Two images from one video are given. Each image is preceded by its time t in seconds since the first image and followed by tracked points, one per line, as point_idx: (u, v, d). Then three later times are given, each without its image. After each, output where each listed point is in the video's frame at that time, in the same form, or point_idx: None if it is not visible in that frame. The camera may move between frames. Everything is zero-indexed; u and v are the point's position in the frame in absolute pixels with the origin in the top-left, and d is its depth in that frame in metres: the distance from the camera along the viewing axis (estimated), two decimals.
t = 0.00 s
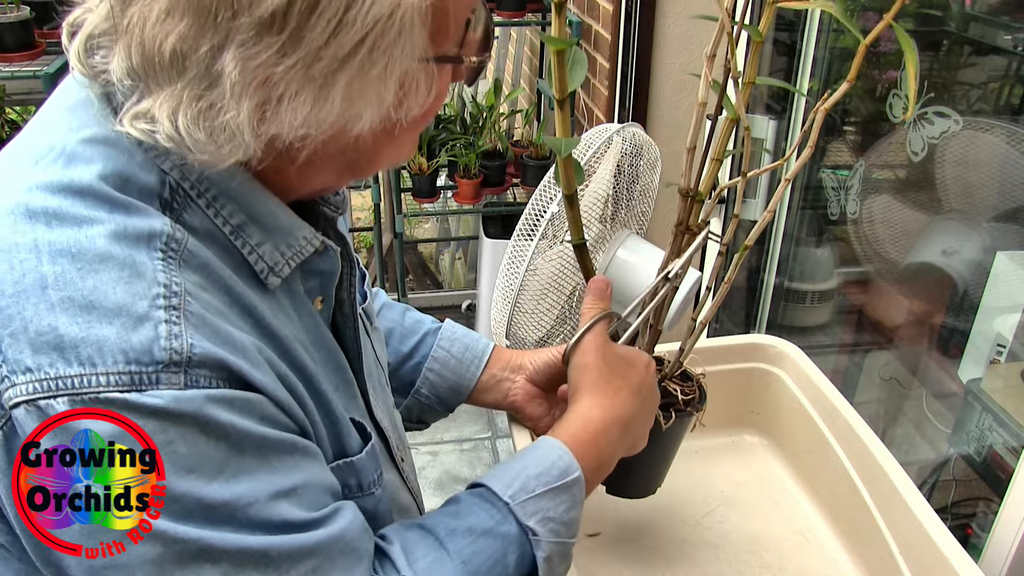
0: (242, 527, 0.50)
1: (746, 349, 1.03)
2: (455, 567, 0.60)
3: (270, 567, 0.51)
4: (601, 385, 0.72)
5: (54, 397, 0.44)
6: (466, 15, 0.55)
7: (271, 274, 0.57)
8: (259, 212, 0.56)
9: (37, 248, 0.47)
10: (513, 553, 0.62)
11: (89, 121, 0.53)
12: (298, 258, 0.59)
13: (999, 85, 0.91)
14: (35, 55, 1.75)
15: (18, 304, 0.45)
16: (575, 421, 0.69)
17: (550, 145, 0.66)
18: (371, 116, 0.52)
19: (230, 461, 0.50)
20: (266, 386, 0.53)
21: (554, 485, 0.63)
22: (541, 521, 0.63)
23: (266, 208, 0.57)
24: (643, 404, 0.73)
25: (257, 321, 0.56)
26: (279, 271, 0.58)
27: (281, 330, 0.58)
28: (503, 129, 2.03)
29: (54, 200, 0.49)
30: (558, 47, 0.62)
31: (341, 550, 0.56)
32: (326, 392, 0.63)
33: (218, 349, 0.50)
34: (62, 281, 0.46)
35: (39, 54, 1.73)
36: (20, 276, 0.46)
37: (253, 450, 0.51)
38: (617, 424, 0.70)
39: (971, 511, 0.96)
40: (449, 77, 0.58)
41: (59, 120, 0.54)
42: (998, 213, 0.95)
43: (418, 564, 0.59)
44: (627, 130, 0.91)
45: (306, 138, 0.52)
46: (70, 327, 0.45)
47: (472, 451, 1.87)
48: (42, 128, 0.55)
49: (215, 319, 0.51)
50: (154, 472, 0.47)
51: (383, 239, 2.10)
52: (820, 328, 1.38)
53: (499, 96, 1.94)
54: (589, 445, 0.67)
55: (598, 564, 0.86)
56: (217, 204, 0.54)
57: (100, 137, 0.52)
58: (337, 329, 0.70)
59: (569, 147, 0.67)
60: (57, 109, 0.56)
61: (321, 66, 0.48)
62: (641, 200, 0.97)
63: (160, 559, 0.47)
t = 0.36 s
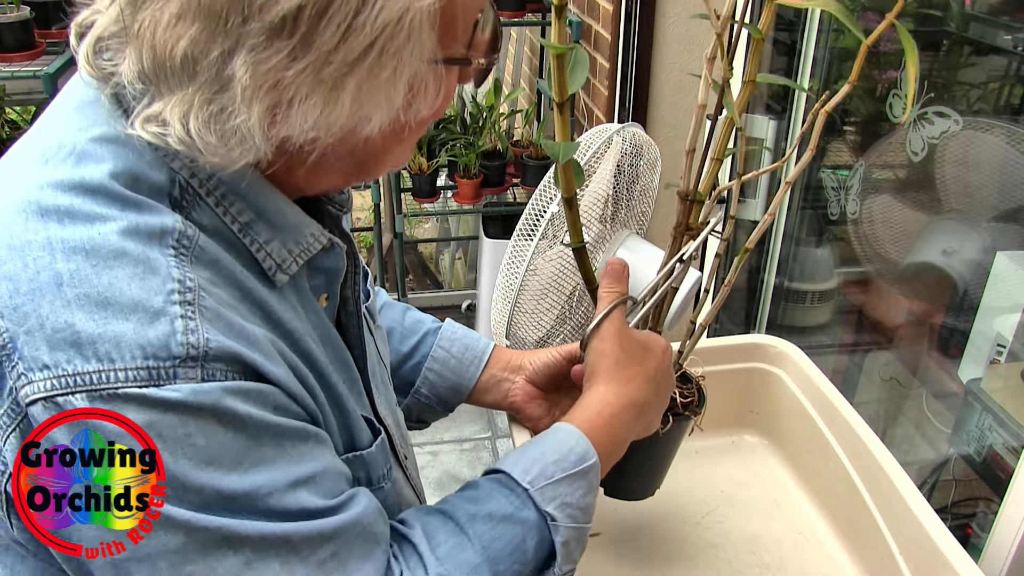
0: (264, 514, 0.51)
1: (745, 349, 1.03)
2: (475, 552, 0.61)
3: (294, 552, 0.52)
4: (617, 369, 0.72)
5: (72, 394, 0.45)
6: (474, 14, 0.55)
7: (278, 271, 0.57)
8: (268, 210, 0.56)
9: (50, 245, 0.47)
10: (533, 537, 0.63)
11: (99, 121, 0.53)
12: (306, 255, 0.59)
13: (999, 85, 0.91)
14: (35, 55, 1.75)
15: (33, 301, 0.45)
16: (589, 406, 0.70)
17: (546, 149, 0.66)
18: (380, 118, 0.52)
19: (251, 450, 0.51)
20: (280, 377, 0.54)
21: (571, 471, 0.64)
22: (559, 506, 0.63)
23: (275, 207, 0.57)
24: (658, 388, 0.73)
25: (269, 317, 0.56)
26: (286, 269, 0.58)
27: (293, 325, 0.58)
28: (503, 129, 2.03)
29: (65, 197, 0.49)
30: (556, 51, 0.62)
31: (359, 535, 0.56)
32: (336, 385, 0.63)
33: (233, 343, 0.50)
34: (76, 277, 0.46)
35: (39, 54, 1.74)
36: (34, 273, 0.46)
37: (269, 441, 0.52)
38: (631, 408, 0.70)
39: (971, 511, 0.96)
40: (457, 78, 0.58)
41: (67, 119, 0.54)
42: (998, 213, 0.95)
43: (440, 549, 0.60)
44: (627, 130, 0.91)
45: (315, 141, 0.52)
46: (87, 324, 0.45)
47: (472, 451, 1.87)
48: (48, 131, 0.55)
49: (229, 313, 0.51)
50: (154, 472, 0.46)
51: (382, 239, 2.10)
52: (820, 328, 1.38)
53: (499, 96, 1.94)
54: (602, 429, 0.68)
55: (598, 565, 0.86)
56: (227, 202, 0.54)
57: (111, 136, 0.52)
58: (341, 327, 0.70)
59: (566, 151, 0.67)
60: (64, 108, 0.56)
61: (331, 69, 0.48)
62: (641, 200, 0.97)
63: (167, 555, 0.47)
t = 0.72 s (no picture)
0: (238, 536, 0.50)
1: (745, 349, 1.03)
2: None
3: None
4: (593, 402, 0.73)
5: (57, 400, 0.45)
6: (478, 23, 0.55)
7: (276, 276, 0.58)
8: (266, 215, 0.56)
9: (44, 249, 0.47)
10: (503, 566, 0.63)
11: (99, 122, 0.53)
12: (302, 261, 0.59)
13: (999, 85, 0.91)
14: (35, 55, 1.75)
15: (25, 305, 0.45)
16: (562, 438, 0.70)
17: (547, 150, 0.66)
18: (380, 125, 0.52)
19: (227, 469, 0.50)
20: (272, 393, 0.53)
21: (543, 502, 0.65)
22: (529, 538, 0.64)
23: (274, 212, 0.57)
24: (638, 423, 0.74)
25: (264, 329, 0.57)
26: (284, 274, 0.58)
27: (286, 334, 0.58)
28: (503, 129, 2.03)
29: (62, 201, 0.49)
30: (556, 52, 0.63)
31: (333, 563, 0.56)
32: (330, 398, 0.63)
33: (223, 354, 0.50)
34: (69, 282, 0.46)
35: (39, 54, 1.74)
36: (27, 277, 0.46)
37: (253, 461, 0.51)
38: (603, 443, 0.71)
39: (971, 511, 0.96)
40: (459, 85, 0.58)
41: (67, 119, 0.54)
42: (998, 214, 0.95)
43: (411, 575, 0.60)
44: (627, 130, 0.91)
45: (315, 145, 0.52)
46: (76, 330, 0.45)
47: (472, 451, 1.87)
48: (46, 131, 0.55)
49: (221, 323, 0.51)
50: (154, 472, 0.47)
51: (382, 239, 2.10)
52: (820, 328, 1.38)
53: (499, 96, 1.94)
54: (572, 462, 0.69)
55: (598, 565, 0.86)
56: (224, 205, 0.54)
57: (109, 138, 0.52)
58: (342, 329, 0.70)
59: (567, 153, 0.66)
60: (64, 108, 0.56)
61: (331, 75, 0.48)
62: (641, 200, 0.97)
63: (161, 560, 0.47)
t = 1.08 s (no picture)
0: None
1: (746, 349, 1.03)
2: None
3: None
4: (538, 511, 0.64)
5: (5, 402, 0.44)
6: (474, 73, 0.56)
7: (261, 284, 0.58)
8: (257, 221, 0.57)
9: (21, 249, 0.48)
10: None
11: (93, 119, 0.54)
12: (290, 270, 0.60)
13: (999, 85, 0.91)
14: (35, 55, 1.75)
15: None
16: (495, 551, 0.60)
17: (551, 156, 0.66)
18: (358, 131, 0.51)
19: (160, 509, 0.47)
20: (233, 417, 0.52)
21: None
22: None
23: (265, 217, 0.57)
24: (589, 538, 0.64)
25: (232, 343, 0.55)
26: (270, 282, 0.58)
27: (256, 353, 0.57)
28: (503, 129, 2.03)
29: (49, 201, 0.50)
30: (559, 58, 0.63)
31: None
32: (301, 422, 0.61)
33: (182, 374, 0.49)
34: (37, 285, 0.46)
35: (39, 54, 1.74)
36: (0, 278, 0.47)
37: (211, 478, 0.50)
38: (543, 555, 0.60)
39: (971, 511, 0.96)
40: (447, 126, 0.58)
41: (62, 118, 0.55)
42: (998, 213, 0.95)
43: None
44: (628, 130, 0.91)
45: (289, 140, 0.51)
46: (34, 333, 0.45)
47: (472, 451, 1.87)
48: (41, 128, 0.56)
49: (186, 344, 0.51)
50: (154, 472, 0.47)
51: (382, 239, 2.11)
52: (820, 328, 1.38)
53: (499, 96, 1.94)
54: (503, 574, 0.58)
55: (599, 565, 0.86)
56: (214, 209, 0.55)
57: (99, 137, 0.53)
58: (340, 332, 0.70)
59: (571, 158, 0.66)
60: (61, 106, 0.56)
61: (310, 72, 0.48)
62: (641, 201, 0.97)
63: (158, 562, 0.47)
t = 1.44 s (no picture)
0: None
1: (746, 349, 1.03)
2: None
3: None
4: None
5: None
6: (466, 64, 0.55)
7: (246, 290, 0.57)
8: (242, 227, 0.57)
9: None
10: None
11: (82, 119, 0.53)
12: (276, 279, 0.59)
13: (999, 85, 0.91)
14: (35, 55, 1.75)
15: None
16: None
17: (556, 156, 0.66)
18: (341, 131, 0.51)
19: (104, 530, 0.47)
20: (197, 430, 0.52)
21: None
22: None
23: (251, 224, 0.57)
24: None
25: (206, 352, 0.55)
26: (255, 288, 0.58)
27: (230, 362, 0.56)
28: (503, 129, 2.03)
29: (30, 203, 0.50)
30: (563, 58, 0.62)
31: None
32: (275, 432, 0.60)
33: (142, 386, 0.48)
34: (7, 285, 0.46)
35: (39, 54, 1.74)
36: None
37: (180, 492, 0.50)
38: None
39: (971, 511, 0.96)
40: (439, 122, 0.57)
41: (54, 115, 0.55)
42: (998, 213, 0.95)
43: None
44: (628, 130, 0.91)
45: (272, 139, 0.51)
46: None
47: (472, 451, 1.87)
48: (35, 126, 0.55)
49: (152, 356, 0.50)
50: (154, 472, 0.48)
51: (383, 239, 2.11)
52: (820, 328, 1.38)
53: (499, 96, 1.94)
54: None
55: (599, 565, 0.86)
56: (200, 212, 0.55)
57: (88, 138, 0.52)
58: (335, 334, 0.70)
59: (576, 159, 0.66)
60: (56, 103, 0.56)
61: (299, 68, 0.48)
62: (641, 201, 0.97)
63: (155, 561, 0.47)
